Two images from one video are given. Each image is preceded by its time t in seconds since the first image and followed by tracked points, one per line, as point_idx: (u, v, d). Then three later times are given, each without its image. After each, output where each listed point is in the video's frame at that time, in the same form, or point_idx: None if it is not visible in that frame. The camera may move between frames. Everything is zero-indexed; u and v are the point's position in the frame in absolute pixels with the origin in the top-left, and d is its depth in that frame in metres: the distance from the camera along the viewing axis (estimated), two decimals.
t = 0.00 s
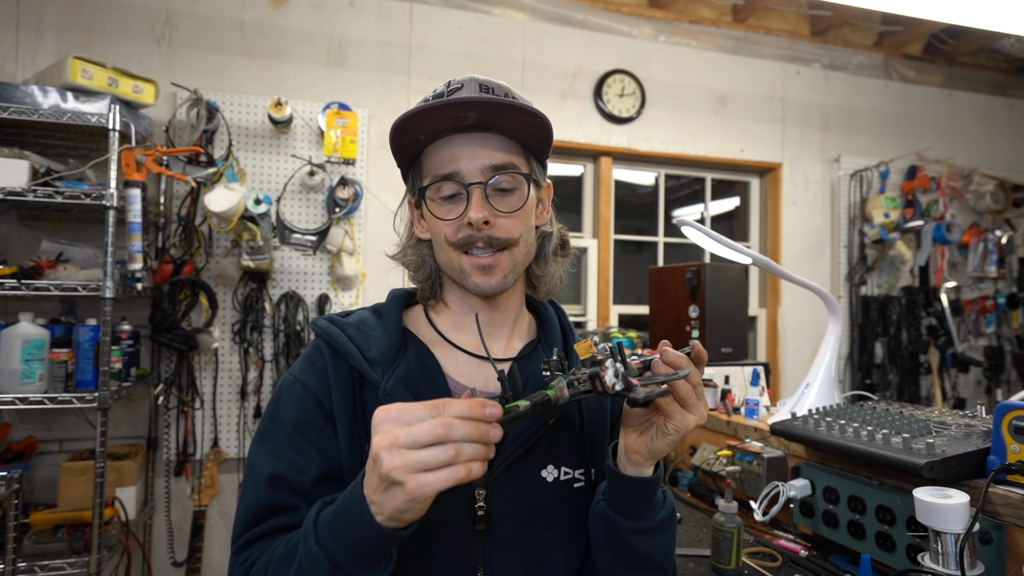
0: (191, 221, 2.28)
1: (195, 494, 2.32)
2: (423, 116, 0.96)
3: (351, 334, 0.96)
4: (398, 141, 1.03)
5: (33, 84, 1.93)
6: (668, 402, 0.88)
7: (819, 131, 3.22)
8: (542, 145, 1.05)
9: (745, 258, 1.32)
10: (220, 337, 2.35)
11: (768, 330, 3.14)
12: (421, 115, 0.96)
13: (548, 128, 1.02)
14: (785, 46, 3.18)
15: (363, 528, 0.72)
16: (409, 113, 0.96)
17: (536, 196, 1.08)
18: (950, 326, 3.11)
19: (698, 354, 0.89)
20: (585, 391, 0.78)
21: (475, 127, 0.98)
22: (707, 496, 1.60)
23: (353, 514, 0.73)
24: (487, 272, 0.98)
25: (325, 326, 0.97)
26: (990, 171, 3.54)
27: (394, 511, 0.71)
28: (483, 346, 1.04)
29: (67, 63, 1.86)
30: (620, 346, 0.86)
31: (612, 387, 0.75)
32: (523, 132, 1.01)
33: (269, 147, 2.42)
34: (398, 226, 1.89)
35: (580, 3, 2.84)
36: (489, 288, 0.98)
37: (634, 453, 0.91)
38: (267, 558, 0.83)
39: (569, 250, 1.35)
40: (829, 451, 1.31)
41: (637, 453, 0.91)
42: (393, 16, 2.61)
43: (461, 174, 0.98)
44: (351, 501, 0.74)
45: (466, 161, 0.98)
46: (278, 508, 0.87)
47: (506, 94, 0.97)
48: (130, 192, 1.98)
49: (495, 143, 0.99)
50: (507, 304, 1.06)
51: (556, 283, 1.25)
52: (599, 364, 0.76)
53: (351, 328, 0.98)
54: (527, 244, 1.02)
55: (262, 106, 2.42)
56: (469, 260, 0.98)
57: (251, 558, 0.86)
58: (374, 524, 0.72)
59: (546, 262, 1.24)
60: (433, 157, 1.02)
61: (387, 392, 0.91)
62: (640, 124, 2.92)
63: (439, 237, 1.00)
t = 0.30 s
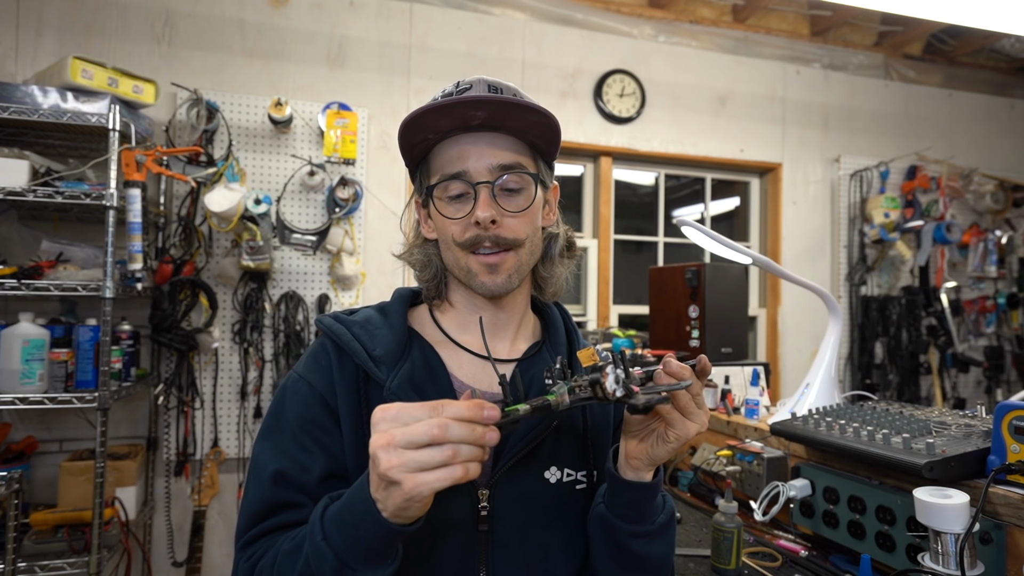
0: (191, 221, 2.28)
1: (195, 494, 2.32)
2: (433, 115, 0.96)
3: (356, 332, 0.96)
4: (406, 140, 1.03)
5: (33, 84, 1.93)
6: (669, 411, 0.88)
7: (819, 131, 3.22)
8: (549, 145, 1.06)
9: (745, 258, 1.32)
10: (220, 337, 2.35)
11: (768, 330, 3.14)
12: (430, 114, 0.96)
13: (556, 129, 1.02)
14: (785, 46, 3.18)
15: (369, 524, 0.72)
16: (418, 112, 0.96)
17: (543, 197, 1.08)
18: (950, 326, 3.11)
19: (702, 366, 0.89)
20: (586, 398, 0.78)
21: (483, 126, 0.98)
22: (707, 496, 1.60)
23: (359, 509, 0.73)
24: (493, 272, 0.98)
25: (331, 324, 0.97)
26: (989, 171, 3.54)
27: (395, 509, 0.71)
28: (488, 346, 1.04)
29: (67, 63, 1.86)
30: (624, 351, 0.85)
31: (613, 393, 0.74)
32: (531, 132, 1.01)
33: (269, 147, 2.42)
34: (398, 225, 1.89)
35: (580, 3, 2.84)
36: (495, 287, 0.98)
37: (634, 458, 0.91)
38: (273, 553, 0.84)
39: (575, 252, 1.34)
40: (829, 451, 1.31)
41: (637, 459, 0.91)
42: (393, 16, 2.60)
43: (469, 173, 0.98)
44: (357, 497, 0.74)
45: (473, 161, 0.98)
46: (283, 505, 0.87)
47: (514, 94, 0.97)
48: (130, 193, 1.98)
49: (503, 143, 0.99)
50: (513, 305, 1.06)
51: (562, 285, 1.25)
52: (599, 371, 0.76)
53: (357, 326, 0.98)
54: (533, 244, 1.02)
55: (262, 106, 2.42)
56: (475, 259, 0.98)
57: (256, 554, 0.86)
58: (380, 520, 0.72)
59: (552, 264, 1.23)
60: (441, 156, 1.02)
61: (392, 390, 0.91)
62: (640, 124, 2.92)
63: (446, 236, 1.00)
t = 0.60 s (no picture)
0: (191, 221, 2.28)
1: (195, 494, 2.32)
2: (438, 110, 0.96)
3: (358, 332, 0.96)
4: (411, 136, 1.03)
5: (33, 84, 1.93)
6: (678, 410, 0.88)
7: (819, 131, 3.22)
8: (554, 144, 1.06)
9: (745, 258, 1.32)
10: (220, 337, 2.35)
11: (768, 330, 3.14)
12: (435, 110, 0.96)
13: (561, 127, 1.03)
14: (785, 46, 3.18)
15: (371, 521, 0.72)
16: (423, 107, 0.96)
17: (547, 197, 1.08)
18: (951, 326, 3.10)
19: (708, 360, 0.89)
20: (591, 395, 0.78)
21: (488, 123, 0.98)
22: (707, 496, 1.60)
23: (361, 507, 0.73)
24: (496, 270, 0.98)
25: (333, 324, 0.97)
26: (990, 171, 3.54)
27: (404, 506, 0.71)
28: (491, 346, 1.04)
29: (67, 63, 1.86)
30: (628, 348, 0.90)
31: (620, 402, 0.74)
32: (536, 130, 1.01)
33: (269, 147, 2.42)
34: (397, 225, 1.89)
35: (580, 3, 2.84)
36: (498, 285, 0.98)
37: (642, 459, 0.92)
38: (276, 554, 0.84)
39: (577, 254, 1.34)
40: (829, 451, 1.31)
41: (645, 460, 0.92)
42: (393, 16, 2.60)
43: (474, 170, 0.98)
44: (358, 495, 0.74)
45: (478, 157, 0.99)
46: (284, 505, 0.87)
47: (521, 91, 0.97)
48: (130, 193, 1.98)
49: (508, 140, 0.99)
50: (515, 304, 1.06)
51: (564, 286, 1.25)
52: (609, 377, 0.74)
53: (359, 326, 0.98)
54: (536, 242, 1.02)
55: (262, 106, 2.42)
56: (479, 257, 0.98)
57: (258, 555, 0.86)
58: (382, 518, 0.72)
59: (555, 265, 1.23)
60: (446, 152, 1.02)
61: (395, 391, 0.91)
62: (640, 124, 2.92)
63: (449, 233, 1.00)
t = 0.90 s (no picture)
0: (191, 221, 2.28)
1: (195, 494, 2.32)
2: (436, 114, 0.96)
3: (358, 332, 0.96)
4: (410, 138, 1.03)
5: (33, 84, 1.93)
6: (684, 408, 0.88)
7: (819, 131, 3.22)
8: (555, 147, 1.05)
9: (745, 258, 1.32)
10: (220, 337, 2.35)
11: (768, 330, 3.14)
12: (433, 114, 0.96)
13: (560, 131, 1.02)
14: (785, 46, 3.18)
15: (383, 503, 0.72)
16: (421, 111, 0.96)
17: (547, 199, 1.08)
18: (951, 326, 3.10)
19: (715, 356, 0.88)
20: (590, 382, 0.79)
21: (486, 126, 0.98)
22: (707, 496, 1.60)
23: (371, 491, 0.73)
24: (494, 274, 0.98)
25: (333, 324, 0.97)
26: (990, 171, 3.54)
27: (412, 484, 0.72)
28: (490, 348, 1.04)
29: (67, 63, 1.86)
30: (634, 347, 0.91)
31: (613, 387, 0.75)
32: (535, 134, 1.01)
33: (269, 147, 2.42)
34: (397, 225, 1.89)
35: (580, 3, 2.84)
36: (495, 289, 0.98)
37: (649, 457, 0.92)
38: (281, 547, 0.84)
39: (577, 254, 1.34)
40: (829, 451, 1.31)
41: (652, 458, 0.91)
42: (393, 16, 2.60)
43: (471, 174, 0.98)
44: (367, 479, 0.74)
45: (476, 161, 0.98)
46: (286, 505, 0.87)
47: (520, 95, 0.97)
48: (130, 193, 1.98)
49: (507, 143, 0.99)
50: (514, 306, 1.06)
51: (565, 286, 1.22)
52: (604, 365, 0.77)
53: (359, 326, 0.98)
54: (535, 246, 1.02)
55: (262, 106, 2.42)
56: (476, 260, 0.98)
57: (260, 553, 0.86)
58: (392, 498, 0.72)
59: (554, 266, 1.21)
60: (444, 155, 1.02)
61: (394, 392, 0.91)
62: (640, 124, 2.92)
63: (448, 235, 1.00)
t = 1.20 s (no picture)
0: (191, 221, 2.28)
1: (195, 494, 2.32)
2: (431, 114, 0.96)
3: (357, 333, 0.96)
4: (405, 140, 1.03)
5: (33, 84, 1.93)
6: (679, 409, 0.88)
7: (819, 131, 3.22)
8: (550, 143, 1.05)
9: (745, 258, 1.32)
10: (220, 337, 2.35)
11: (768, 330, 3.14)
12: (428, 114, 0.96)
13: (556, 125, 1.02)
14: (784, 46, 3.18)
15: (384, 511, 0.72)
16: (416, 111, 0.96)
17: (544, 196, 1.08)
18: (950, 326, 3.10)
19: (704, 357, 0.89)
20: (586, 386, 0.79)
21: (482, 124, 0.98)
22: (707, 496, 1.60)
23: (373, 498, 0.73)
24: (495, 272, 0.98)
25: (331, 325, 0.97)
26: (990, 171, 3.54)
27: (414, 491, 0.72)
28: (490, 348, 1.04)
29: (67, 63, 1.86)
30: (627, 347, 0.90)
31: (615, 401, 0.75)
32: (531, 130, 1.01)
33: (269, 147, 2.42)
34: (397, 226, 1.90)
35: (580, 3, 2.84)
36: (497, 287, 0.98)
37: (646, 458, 0.92)
38: (280, 552, 0.83)
39: (577, 252, 1.34)
40: (830, 451, 1.31)
41: (649, 458, 0.91)
42: (393, 16, 2.60)
43: (469, 172, 0.98)
44: (369, 486, 0.74)
45: (473, 159, 0.98)
46: (286, 507, 0.87)
47: (514, 92, 0.97)
48: (130, 193, 1.98)
49: (503, 141, 0.99)
50: (514, 305, 1.06)
51: (564, 284, 1.25)
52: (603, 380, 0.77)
53: (358, 328, 0.98)
54: (535, 243, 1.02)
55: (262, 106, 2.42)
56: (477, 260, 0.98)
57: (260, 555, 0.86)
58: (393, 505, 0.72)
59: (554, 263, 1.23)
60: (441, 155, 1.01)
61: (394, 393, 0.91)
62: (640, 124, 2.92)
63: (447, 236, 1.00)
